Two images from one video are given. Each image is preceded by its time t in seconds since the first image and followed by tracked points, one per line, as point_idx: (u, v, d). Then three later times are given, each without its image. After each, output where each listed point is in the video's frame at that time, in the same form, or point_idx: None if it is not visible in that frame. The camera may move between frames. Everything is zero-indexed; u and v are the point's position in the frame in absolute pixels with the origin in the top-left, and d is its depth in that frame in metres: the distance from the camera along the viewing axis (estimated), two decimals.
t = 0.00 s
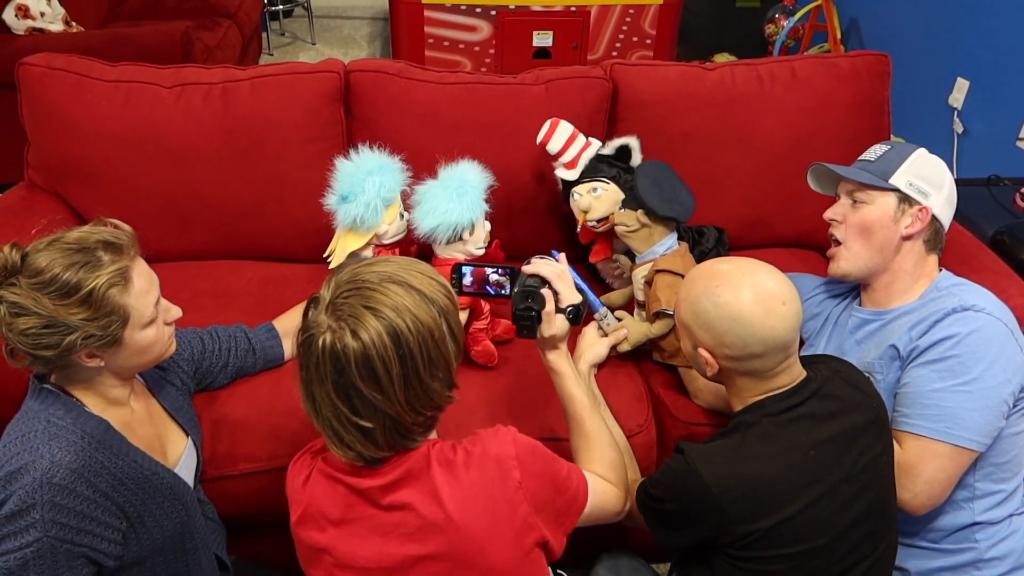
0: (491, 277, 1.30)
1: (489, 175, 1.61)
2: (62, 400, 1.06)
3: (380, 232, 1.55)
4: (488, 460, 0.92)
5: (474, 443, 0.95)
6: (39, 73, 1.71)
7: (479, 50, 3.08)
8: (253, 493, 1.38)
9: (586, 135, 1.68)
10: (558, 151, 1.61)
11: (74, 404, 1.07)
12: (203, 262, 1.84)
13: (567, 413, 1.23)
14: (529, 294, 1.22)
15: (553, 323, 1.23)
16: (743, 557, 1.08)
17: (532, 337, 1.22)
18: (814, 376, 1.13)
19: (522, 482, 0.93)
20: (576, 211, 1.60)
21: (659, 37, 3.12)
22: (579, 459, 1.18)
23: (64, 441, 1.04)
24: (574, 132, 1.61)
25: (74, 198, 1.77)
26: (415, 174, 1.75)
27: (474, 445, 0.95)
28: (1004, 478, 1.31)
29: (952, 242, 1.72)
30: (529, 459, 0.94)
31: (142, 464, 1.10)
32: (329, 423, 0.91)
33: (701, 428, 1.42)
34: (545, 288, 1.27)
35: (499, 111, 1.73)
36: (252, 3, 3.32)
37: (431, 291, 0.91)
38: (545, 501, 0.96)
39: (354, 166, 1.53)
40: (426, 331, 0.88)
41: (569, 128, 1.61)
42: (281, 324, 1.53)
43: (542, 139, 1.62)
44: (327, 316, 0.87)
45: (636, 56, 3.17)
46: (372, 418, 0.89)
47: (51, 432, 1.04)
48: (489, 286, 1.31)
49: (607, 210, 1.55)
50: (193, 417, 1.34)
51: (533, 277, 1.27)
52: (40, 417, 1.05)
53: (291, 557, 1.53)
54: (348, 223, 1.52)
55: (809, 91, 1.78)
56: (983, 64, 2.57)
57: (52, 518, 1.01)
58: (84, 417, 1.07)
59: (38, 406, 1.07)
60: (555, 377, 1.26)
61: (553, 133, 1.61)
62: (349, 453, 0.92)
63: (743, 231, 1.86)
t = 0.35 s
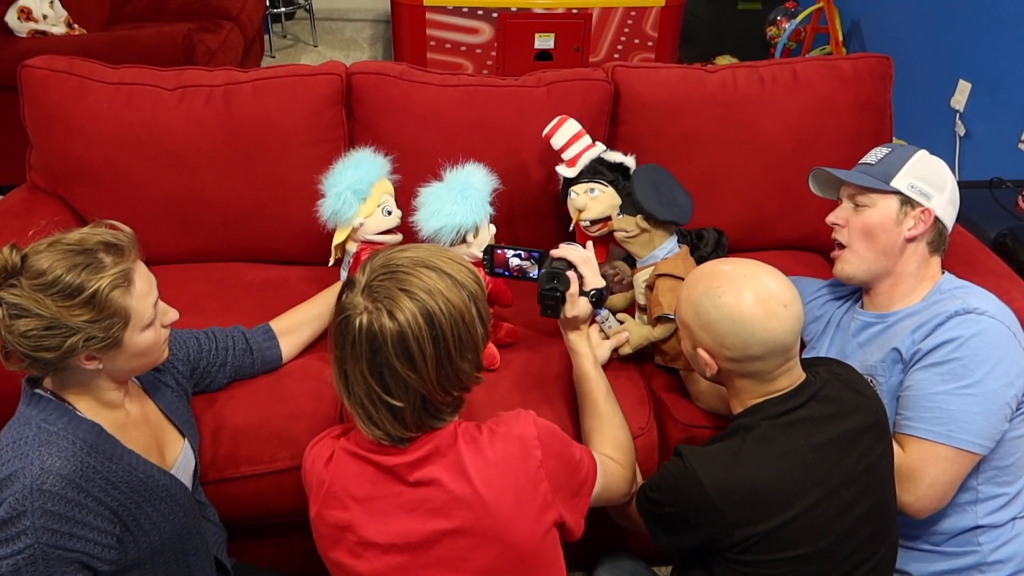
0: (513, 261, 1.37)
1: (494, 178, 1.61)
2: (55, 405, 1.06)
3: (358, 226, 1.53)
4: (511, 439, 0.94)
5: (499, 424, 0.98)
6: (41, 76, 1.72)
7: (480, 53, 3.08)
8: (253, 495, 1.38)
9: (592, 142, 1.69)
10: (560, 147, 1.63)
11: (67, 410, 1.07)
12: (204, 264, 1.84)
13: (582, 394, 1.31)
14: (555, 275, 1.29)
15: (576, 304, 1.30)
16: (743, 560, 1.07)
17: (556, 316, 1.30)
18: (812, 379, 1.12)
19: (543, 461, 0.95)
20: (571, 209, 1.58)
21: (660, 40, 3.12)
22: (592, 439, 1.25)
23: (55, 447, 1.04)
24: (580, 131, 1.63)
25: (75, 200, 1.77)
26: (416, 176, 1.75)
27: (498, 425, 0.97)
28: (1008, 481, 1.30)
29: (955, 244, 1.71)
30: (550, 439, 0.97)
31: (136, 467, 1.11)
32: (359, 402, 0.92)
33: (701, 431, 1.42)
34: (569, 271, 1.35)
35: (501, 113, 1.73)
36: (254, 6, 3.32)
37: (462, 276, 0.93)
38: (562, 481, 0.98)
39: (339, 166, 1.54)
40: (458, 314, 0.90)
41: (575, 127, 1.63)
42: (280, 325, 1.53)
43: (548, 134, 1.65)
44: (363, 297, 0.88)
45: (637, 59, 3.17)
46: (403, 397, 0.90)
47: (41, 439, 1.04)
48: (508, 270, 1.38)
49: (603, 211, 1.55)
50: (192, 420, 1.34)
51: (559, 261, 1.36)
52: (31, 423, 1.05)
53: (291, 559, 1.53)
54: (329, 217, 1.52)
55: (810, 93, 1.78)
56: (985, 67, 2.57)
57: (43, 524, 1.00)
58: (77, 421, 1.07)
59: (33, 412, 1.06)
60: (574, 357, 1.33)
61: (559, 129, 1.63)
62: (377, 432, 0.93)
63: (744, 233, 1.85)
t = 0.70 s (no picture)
0: (511, 263, 1.38)
1: (495, 180, 1.60)
2: (56, 403, 1.06)
3: (358, 227, 1.53)
4: (514, 445, 0.95)
5: (500, 429, 0.98)
6: (41, 74, 1.72)
7: (480, 52, 3.08)
8: (253, 494, 1.38)
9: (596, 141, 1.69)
10: (564, 146, 1.63)
11: (68, 407, 1.07)
12: (204, 263, 1.84)
13: (584, 397, 1.31)
14: (558, 278, 1.30)
15: (579, 307, 1.30)
16: (742, 561, 1.07)
17: (559, 319, 1.30)
18: (814, 380, 1.12)
19: (545, 468, 0.95)
20: (570, 210, 1.60)
21: (660, 39, 3.12)
22: (593, 444, 1.24)
23: (54, 445, 1.03)
24: (583, 131, 1.62)
25: (75, 199, 1.77)
26: (417, 175, 1.74)
27: (500, 431, 0.97)
28: (1008, 481, 1.30)
29: (955, 244, 1.71)
30: (552, 446, 0.97)
31: (136, 466, 1.11)
32: (360, 406, 0.92)
33: (702, 430, 1.42)
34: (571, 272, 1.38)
35: (501, 112, 1.73)
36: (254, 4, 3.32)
37: (466, 280, 0.93)
38: (563, 489, 0.98)
39: (337, 167, 1.54)
40: (462, 318, 0.90)
41: (579, 126, 1.62)
42: (281, 324, 1.53)
43: (552, 132, 1.65)
44: (366, 300, 0.88)
45: (638, 58, 3.17)
46: (405, 402, 0.90)
47: (41, 437, 1.03)
48: (506, 272, 1.39)
49: (602, 213, 1.56)
50: (192, 419, 1.34)
51: (561, 262, 1.39)
52: (32, 420, 1.05)
53: (291, 559, 1.53)
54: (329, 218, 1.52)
55: (811, 93, 1.78)
56: (986, 66, 2.57)
57: (43, 522, 1.00)
58: (77, 419, 1.07)
59: (33, 409, 1.06)
60: (576, 360, 1.34)
61: (563, 127, 1.63)
62: (378, 437, 0.93)
63: (745, 233, 1.85)
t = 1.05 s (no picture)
0: (504, 280, 1.30)
1: (507, 185, 1.61)
2: (54, 402, 1.06)
3: (358, 228, 1.53)
4: (500, 467, 0.91)
5: (487, 449, 0.94)
6: (39, 73, 1.71)
7: (480, 50, 3.08)
8: (252, 494, 1.38)
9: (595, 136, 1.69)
10: (564, 144, 1.62)
11: (66, 406, 1.07)
12: (203, 262, 1.84)
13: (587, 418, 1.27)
14: (555, 292, 1.22)
15: (578, 323, 1.25)
16: (739, 558, 1.07)
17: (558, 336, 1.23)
18: (813, 377, 1.12)
19: (533, 491, 0.91)
20: (574, 208, 1.61)
21: (660, 38, 3.12)
22: (595, 465, 1.21)
23: (53, 444, 1.03)
24: (584, 127, 1.62)
25: (73, 198, 1.77)
26: (415, 173, 1.74)
27: (487, 451, 0.93)
28: (999, 477, 1.30)
29: (954, 243, 1.71)
30: (542, 468, 0.92)
31: (136, 465, 1.10)
32: (343, 420, 0.90)
33: (701, 429, 1.42)
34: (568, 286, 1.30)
35: (500, 111, 1.73)
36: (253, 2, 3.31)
37: (455, 294, 0.89)
38: (555, 511, 0.94)
39: (335, 168, 1.54)
40: (447, 335, 0.86)
41: (580, 123, 1.62)
42: (280, 323, 1.52)
43: (552, 129, 1.64)
44: (349, 312, 0.85)
45: (637, 57, 3.17)
46: (386, 420, 0.87)
47: (40, 435, 1.03)
48: (501, 289, 1.31)
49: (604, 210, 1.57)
50: (191, 418, 1.34)
51: (557, 276, 1.30)
52: (30, 419, 1.04)
53: (291, 558, 1.53)
54: (328, 218, 1.52)
55: (810, 91, 1.78)
56: (985, 64, 2.57)
57: (41, 521, 1.00)
58: (75, 418, 1.07)
59: (32, 408, 1.06)
60: (576, 379, 1.30)
61: (564, 124, 1.62)
62: (361, 453, 0.90)
63: (744, 232, 1.85)
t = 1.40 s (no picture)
0: (508, 294, 1.27)
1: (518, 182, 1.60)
2: (55, 398, 1.06)
3: (359, 224, 1.53)
4: (494, 485, 0.87)
5: (482, 464, 0.90)
6: (39, 68, 1.71)
7: (481, 45, 3.07)
8: (253, 490, 1.38)
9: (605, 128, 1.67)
10: (574, 132, 1.61)
11: (67, 402, 1.07)
12: (204, 258, 1.84)
13: (595, 436, 1.21)
14: (565, 306, 1.13)
15: (589, 336, 1.17)
16: (741, 553, 1.07)
17: (570, 352, 1.14)
18: (816, 374, 1.12)
19: (531, 510, 0.87)
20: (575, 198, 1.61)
21: (661, 33, 3.12)
22: (604, 484, 1.13)
23: (54, 440, 1.03)
24: (595, 117, 1.61)
25: (74, 194, 1.76)
26: (416, 169, 1.74)
27: (482, 467, 0.90)
28: (1005, 476, 1.30)
29: (957, 239, 1.70)
30: (540, 485, 0.88)
31: (137, 461, 1.10)
32: (334, 430, 0.87)
33: (704, 425, 1.41)
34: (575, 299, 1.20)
35: (502, 106, 1.72)
36: None
37: (453, 304, 0.86)
38: (556, 532, 0.89)
39: (337, 163, 1.53)
40: (443, 347, 0.83)
41: (591, 112, 1.61)
42: (281, 319, 1.52)
43: (563, 116, 1.63)
44: (342, 320, 0.83)
45: (639, 52, 3.17)
46: (378, 431, 0.85)
47: (41, 431, 1.03)
48: (505, 303, 1.27)
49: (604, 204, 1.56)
50: (192, 413, 1.34)
51: (562, 289, 1.20)
52: (31, 415, 1.04)
53: (292, 553, 1.53)
54: (330, 215, 1.51)
55: (813, 87, 1.77)
56: (988, 60, 2.56)
57: (43, 517, 1.00)
58: (76, 414, 1.07)
59: (32, 404, 1.05)
60: (584, 397, 1.23)
61: (574, 113, 1.61)
62: (352, 463, 0.88)
63: (746, 228, 1.84)
